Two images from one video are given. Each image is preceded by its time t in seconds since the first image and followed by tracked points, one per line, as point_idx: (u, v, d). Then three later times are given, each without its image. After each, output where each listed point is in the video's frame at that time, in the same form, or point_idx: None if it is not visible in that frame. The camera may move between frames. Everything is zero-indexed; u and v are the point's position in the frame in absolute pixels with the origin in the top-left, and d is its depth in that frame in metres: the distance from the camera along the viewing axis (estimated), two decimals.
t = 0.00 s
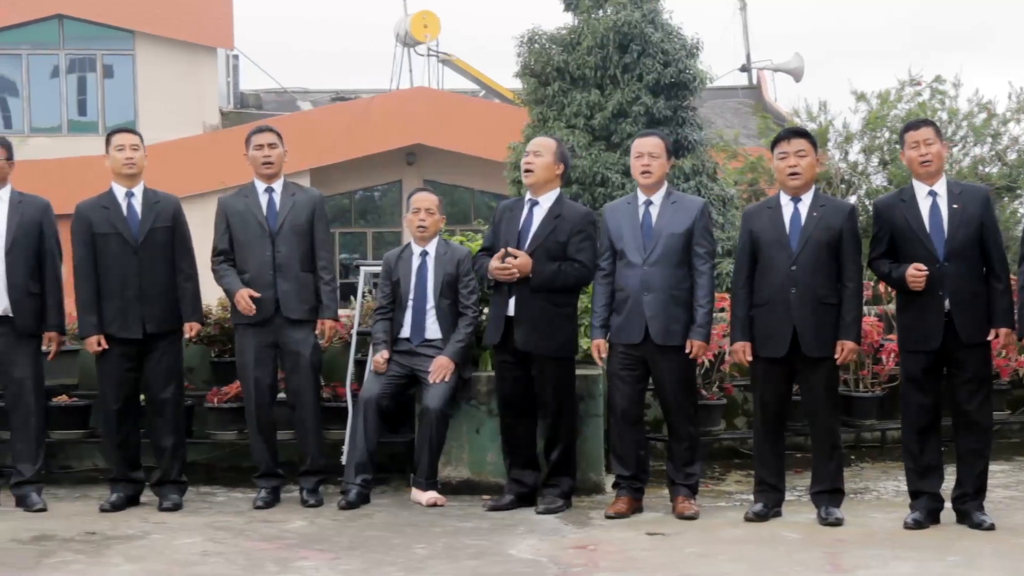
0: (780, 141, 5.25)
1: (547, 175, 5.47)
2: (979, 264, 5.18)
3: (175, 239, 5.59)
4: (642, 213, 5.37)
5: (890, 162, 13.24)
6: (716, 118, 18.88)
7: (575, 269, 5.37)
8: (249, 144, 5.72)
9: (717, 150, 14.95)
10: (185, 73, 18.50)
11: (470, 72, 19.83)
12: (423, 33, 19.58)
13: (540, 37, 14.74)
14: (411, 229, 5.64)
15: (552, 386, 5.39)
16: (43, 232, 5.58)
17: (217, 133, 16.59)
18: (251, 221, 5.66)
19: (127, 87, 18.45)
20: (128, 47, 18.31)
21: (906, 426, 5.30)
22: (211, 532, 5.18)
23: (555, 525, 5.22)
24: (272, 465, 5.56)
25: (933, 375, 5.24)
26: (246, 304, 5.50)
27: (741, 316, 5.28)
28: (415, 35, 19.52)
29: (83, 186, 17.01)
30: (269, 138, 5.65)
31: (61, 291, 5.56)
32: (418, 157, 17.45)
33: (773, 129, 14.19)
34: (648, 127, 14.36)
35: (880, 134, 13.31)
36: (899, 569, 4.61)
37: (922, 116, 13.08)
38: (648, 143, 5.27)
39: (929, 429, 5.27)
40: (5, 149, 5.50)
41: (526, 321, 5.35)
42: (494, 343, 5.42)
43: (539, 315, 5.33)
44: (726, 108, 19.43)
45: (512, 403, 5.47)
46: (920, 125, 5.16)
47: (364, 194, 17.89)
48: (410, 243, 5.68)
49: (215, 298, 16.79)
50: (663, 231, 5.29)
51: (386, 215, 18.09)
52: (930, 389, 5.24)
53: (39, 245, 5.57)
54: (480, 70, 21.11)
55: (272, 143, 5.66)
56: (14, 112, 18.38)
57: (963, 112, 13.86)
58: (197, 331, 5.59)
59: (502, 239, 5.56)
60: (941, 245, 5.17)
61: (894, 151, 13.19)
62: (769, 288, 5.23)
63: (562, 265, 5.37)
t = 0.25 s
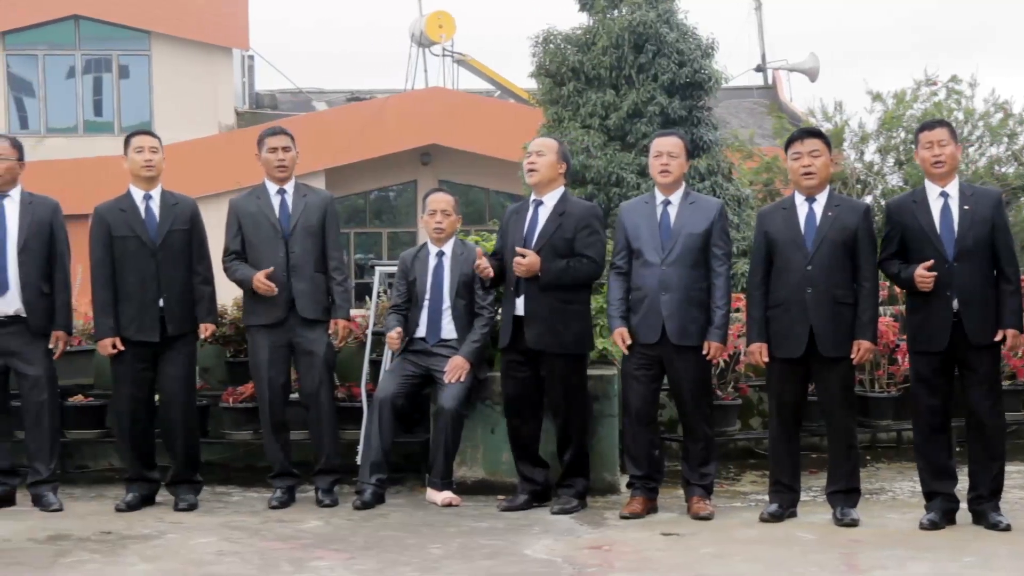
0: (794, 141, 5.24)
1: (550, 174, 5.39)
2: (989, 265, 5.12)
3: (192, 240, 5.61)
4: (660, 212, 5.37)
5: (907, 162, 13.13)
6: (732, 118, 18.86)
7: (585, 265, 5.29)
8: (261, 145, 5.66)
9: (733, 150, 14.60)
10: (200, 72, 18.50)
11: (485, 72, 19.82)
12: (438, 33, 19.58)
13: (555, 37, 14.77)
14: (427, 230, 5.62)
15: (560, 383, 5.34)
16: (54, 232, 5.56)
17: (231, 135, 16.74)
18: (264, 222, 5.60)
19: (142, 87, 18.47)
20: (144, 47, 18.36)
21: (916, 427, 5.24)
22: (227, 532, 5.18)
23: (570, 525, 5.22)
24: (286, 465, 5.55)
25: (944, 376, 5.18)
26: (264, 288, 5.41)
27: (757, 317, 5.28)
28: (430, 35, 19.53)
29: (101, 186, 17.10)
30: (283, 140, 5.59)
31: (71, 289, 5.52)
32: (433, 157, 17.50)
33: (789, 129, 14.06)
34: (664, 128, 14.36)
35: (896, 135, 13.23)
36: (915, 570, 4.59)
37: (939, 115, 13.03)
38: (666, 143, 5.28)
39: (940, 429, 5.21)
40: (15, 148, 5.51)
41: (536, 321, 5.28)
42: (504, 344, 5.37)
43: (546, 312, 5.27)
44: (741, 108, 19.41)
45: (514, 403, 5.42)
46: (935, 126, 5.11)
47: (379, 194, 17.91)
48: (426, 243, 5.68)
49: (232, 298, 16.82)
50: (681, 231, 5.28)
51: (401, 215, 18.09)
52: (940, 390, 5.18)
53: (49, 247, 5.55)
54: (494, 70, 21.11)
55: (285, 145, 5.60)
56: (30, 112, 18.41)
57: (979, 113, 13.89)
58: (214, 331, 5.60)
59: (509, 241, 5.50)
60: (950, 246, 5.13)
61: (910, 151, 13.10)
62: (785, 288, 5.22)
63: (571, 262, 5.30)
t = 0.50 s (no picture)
0: (809, 141, 5.22)
1: (557, 176, 5.39)
2: (1004, 266, 5.09)
3: (211, 239, 5.60)
4: (682, 212, 5.36)
5: (922, 163, 13.81)
6: (746, 118, 18.91)
7: (590, 265, 5.25)
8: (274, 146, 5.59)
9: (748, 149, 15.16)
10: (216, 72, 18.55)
11: (500, 72, 19.84)
12: (453, 33, 19.59)
13: (570, 37, 14.84)
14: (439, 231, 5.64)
15: (570, 380, 5.31)
16: (67, 234, 5.56)
17: (248, 134, 16.77)
18: (278, 225, 5.55)
19: (159, 87, 18.58)
20: (160, 48, 18.45)
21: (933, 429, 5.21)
22: (242, 532, 5.19)
23: (585, 525, 5.22)
24: (301, 465, 5.54)
25: (959, 377, 5.16)
26: (282, 278, 5.40)
27: (772, 317, 5.28)
28: (445, 35, 19.55)
29: (126, 186, 17.14)
30: (297, 140, 5.53)
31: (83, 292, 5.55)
32: (448, 158, 17.54)
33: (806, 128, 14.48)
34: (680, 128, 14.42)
35: (912, 135, 13.83)
36: (931, 570, 4.58)
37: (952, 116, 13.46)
38: (692, 142, 5.27)
39: (957, 430, 5.19)
40: (26, 149, 5.52)
41: (546, 322, 5.28)
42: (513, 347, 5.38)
43: (554, 313, 5.26)
44: (756, 108, 19.46)
45: (536, 400, 5.43)
46: (952, 127, 5.10)
47: (394, 194, 17.95)
48: (439, 244, 5.68)
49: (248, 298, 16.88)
50: (704, 232, 5.28)
51: (415, 215, 18.13)
52: (955, 391, 5.16)
53: (63, 247, 5.55)
54: (509, 70, 21.15)
55: (300, 146, 5.54)
56: (46, 112, 18.44)
57: (995, 112, 14.53)
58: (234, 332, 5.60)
59: (518, 243, 5.50)
60: (964, 247, 5.11)
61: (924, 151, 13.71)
62: (801, 288, 5.22)
63: (577, 262, 5.27)
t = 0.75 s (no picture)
0: (825, 142, 5.22)
1: (564, 176, 5.36)
2: None
3: (230, 239, 5.60)
4: (705, 212, 5.38)
5: (937, 163, 13.66)
6: (763, 118, 18.87)
7: (597, 265, 5.22)
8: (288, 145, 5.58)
9: (763, 149, 15.03)
10: (233, 73, 18.51)
11: (515, 72, 19.82)
12: (468, 33, 19.59)
13: (585, 37, 14.84)
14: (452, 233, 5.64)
15: (581, 382, 5.28)
16: (82, 234, 5.58)
17: (264, 134, 16.81)
18: (293, 226, 5.54)
19: (175, 87, 18.57)
20: (176, 48, 18.44)
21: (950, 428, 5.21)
22: (257, 532, 5.19)
23: (600, 526, 5.22)
24: (316, 465, 5.53)
25: (977, 377, 5.15)
26: (295, 283, 5.38)
27: (788, 317, 5.29)
28: (460, 35, 19.55)
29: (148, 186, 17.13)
30: (312, 139, 5.52)
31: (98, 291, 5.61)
32: (463, 158, 17.54)
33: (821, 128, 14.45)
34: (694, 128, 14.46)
35: (927, 135, 13.79)
36: (947, 570, 4.57)
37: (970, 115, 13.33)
38: (717, 142, 5.30)
39: (974, 430, 5.19)
40: (38, 148, 5.50)
41: (556, 323, 5.25)
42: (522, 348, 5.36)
43: (563, 313, 5.24)
44: (772, 108, 19.39)
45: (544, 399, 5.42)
46: (976, 125, 5.08)
47: (409, 194, 17.94)
48: (452, 245, 5.69)
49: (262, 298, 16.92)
50: (726, 233, 5.30)
51: (430, 215, 18.13)
52: (973, 391, 5.16)
53: (78, 247, 5.57)
54: (523, 70, 21.11)
55: (316, 145, 5.54)
56: (62, 112, 18.49)
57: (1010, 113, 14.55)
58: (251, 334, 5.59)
59: (527, 243, 5.48)
60: (985, 246, 5.10)
61: (941, 151, 13.65)
62: (817, 288, 5.21)
63: (583, 262, 5.25)
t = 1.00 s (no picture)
0: (841, 142, 5.21)
1: (578, 177, 5.35)
2: None
3: (244, 240, 5.58)
4: (726, 212, 5.41)
5: (954, 162, 13.42)
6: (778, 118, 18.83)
7: (611, 266, 5.22)
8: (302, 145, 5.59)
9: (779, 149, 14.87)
10: (249, 73, 18.53)
11: (530, 72, 19.82)
12: (483, 33, 19.60)
13: (600, 37, 14.82)
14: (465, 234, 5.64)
15: (591, 384, 5.25)
16: (98, 236, 5.58)
17: (279, 134, 16.82)
18: (309, 225, 5.54)
19: (190, 87, 18.58)
20: (192, 49, 18.46)
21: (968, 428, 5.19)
22: (272, 532, 5.20)
23: (615, 526, 5.22)
24: (331, 465, 5.52)
25: (998, 378, 5.14)
26: (311, 271, 5.36)
27: (804, 318, 5.25)
28: (475, 36, 19.56)
29: (165, 189, 17.16)
30: (326, 139, 5.52)
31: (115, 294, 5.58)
32: (477, 157, 17.55)
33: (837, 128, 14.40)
34: (709, 128, 14.47)
35: (943, 134, 13.49)
36: (964, 571, 4.56)
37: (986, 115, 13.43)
38: (737, 143, 5.33)
39: (993, 430, 5.17)
40: (58, 149, 5.53)
41: (569, 324, 5.24)
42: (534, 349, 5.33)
43: (576, 314, 5.23)
44: (787, 108, 19.38)
45: (559, 401, 5.42)
46: (1005, 125, 5.05)
47: (424, 194, 17.90)
48: (466, 245, 5.69)
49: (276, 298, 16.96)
50: (746, 233, 5.33)
51: (445, 216, 18.04)
52: (992, 392, 5.14)
53: (95, 249, 5.58)
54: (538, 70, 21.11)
55: (329, 144, 5.54)
56: (77, 113, 18.55)
57: None
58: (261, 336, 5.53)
59: (537, 244, 5.45)
60: (1011, 246, 5.08)
61: (957, 150, 13.45)
62: (832, 289, 5.20)
63: (597, 263, 5.24)
